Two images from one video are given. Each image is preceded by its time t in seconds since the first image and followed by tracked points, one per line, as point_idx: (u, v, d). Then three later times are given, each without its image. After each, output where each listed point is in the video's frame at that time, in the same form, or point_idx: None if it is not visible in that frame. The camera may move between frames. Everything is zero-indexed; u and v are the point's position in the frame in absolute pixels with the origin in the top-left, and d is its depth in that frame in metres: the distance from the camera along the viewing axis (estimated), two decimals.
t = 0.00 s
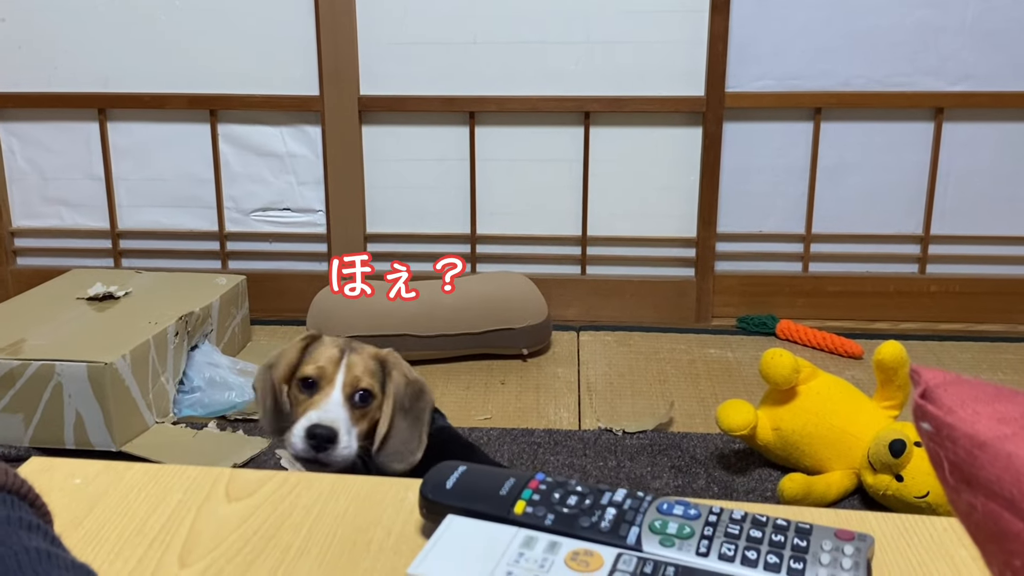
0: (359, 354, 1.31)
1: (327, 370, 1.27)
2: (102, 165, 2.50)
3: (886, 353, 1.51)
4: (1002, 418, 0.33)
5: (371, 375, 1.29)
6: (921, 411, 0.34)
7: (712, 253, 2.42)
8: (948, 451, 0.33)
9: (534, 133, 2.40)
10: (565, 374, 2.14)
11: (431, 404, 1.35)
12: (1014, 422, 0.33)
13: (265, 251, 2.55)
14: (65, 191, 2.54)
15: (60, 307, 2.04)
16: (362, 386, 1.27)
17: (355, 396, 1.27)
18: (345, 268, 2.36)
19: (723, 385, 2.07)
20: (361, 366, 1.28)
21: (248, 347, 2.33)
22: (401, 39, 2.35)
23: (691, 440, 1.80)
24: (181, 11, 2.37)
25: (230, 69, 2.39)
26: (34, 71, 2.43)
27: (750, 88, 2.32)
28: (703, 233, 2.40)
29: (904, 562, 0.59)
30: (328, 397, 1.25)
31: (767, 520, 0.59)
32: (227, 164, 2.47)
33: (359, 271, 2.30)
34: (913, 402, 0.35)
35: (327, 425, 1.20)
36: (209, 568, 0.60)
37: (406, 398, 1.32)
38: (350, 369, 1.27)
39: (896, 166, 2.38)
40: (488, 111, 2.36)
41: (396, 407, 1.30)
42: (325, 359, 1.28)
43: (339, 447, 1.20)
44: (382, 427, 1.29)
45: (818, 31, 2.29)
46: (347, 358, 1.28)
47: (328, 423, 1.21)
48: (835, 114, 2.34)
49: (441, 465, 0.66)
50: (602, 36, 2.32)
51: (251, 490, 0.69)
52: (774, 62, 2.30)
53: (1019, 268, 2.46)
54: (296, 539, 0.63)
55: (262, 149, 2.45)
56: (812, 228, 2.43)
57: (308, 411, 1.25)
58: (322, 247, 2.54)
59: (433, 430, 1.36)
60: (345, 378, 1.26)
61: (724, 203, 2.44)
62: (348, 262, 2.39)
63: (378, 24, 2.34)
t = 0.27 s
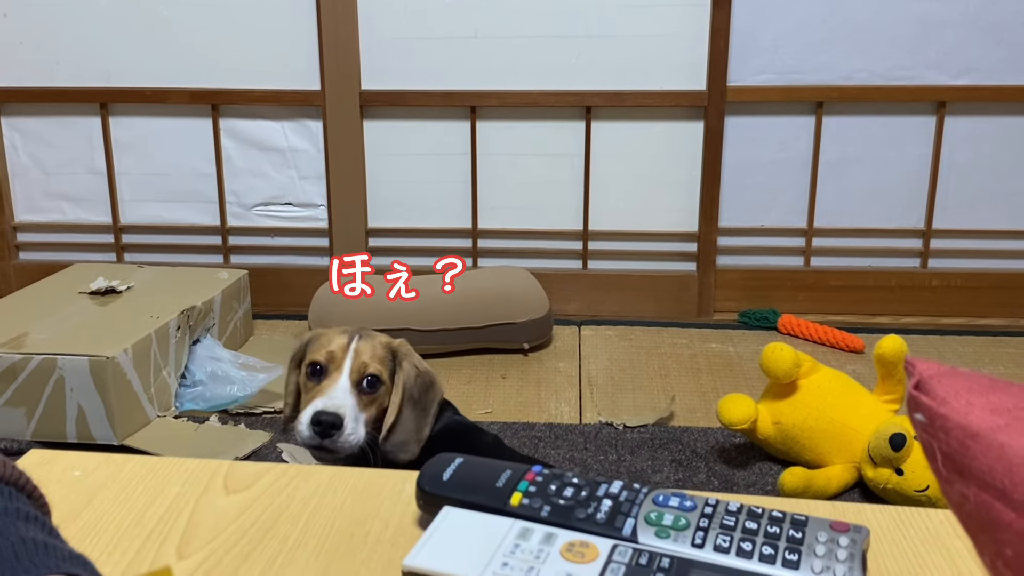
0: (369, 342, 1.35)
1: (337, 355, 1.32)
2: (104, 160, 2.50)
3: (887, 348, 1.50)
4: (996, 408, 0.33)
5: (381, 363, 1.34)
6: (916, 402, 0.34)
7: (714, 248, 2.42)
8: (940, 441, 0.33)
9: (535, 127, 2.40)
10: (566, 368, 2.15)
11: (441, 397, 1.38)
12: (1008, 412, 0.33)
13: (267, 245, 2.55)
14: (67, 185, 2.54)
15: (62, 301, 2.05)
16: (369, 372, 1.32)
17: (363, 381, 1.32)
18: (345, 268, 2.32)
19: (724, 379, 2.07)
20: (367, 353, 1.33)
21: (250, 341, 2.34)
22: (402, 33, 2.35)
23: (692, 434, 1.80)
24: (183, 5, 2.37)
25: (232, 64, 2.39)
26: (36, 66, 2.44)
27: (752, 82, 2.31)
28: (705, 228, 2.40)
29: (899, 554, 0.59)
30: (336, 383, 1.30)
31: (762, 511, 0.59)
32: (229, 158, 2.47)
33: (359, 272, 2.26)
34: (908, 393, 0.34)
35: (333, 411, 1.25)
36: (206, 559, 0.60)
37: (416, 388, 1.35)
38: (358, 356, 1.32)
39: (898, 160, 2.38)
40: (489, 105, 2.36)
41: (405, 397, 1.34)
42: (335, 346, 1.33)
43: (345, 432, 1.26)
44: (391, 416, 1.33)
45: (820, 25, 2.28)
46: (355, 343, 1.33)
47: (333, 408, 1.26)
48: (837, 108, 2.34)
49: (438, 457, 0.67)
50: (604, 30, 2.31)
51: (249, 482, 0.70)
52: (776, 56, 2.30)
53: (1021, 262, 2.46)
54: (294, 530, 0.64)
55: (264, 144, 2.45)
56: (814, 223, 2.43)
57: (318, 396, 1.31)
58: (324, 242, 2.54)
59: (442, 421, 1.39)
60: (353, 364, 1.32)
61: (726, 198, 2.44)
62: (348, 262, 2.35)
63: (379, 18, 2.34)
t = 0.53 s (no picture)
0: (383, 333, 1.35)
1: (352, 346, 1.31)
2: (108, 158, 2.51)
3: (890, 344, 1.50)
4: (1000, 406, 0.33)
5: (396, 354, 1.34)
6: (918, 399, 0.33)
7: (718, 245, 2.42)
8: (945, 439, 0.33)
9: (538, 124, 2.40)
10: (569, 365, 2.15)
11: (453, 388, 1.39)
12: (1010, 410, 0.33)
13: (271, 243, 2.55)
14: (72, 182, 2.54)
15: (66, 299, 2.05)
16: (384, 362, 1.32)
17: (378, 372, 1.32)
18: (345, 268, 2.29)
19: (727, 376, 2.07)
20: (383, 343, 1.33)
21: (254, 339, 2.34)
22: (406, 30, 2.35)
23: (696, 431, 1.80)
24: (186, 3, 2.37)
25: (236, 61, 2.40)
26: (40, 65, 2.44)
27: (756, 79, 2.31)
28: (708, 225, 2.40)
29: (903, 551, 0.59)
30: (351, 373, 1.29)
31: (766, 508, 0.59)
32: (233, 156, 2.48)
33: (358, 272, 2.25)
34: (911, 390, 0.34)
35: (350, 401, 1.25)
36: (213, 556, 0.60)
37: (429, 380, 1.37)
38: (374, 347, 1.31)
39: (902, 157, 2.38)
40: (492, 102, 2.35)
41: (419, 388, 1.35)
42: (349, 336, 1.32)
43: (362, 422, 1.25)
44: (405, 406, 1.34)
45: (824, 21, 2.28)
46: (371, 334, 1.32)
47: (351, 399, 1.25)
48: (841, 104, 2.34)
49: (442, 454, 0.67)
50: (608, 27, 2.31)
51: (254, 479, 0.70)
52: (780, 53, 2.30)
53: None
54: (299, 527, 0.64)
55: (267, 141, 2.45)
56: (818, 220, 2.43)
57: (333, 386, 1.30)
58: (327, 239, 2.54)
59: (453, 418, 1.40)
60: (368, 355, 1.31)
61: (729, 195, 2.43)
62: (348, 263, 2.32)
63: (383, 15, 2.34)
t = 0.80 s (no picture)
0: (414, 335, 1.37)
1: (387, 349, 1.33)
2: (111, 157, 2.51)
3: (892, 342, 1.50)
4: (1004, 406, 0.33)
5: (428, 356, 1.17)
6: (922, 399, 0.34)
7: (720, 244, 2.42)
8: (948, 438, 0.33)
9: (540, 123, 2.40)
10: (572, 364, 2.15)
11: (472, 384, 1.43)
12: (1014, 409, 0.33)
13: (274, 242, 2.56)
14: (75, 182, 2.55)
15: (69, 298, 2.05)
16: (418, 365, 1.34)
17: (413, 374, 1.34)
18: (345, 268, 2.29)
19: (730, 374, 2.07)
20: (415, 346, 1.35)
21: (256, 338, 2.34)
22: (407, 29, 2.35)
23: (698, 430, 1.80)
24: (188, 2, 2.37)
25: (238, 60, 2.40)
26: (43, 64, 2.44)
27: (758, 78, 2.31)
28: (710, 224, 2.40)
29: (905, 550, 0.59)
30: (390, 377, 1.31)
31: (770, 507, 0.59)
32: (235, 155, 2.48)
33: (358, 272, 2.24)
34: (914, 389, 0.34)
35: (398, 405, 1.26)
36: (217, 555, 0.60)
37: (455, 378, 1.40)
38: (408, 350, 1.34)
39: (905, 156, 2.38)
40: (494, 101, 2.35)
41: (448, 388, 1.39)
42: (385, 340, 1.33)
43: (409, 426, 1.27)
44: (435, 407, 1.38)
45: (826, 20, 2.28)
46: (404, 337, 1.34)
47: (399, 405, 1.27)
48: (843, 103, 2.34)
49: (445, 453, 0.67)
50: (610, 26, 2.31)
51: (258, 478, 0.70)
52: (782, 52, 2.29)
53: None
54: (303, 526, 0.64)
55: (270, 140, 2.45)
56: (820, 219, 2.43)
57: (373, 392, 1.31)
58: (330, 238, 2.55)
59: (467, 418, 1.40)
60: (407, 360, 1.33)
61: (732, 194, 2.43)
62: (348, 263, 2.31)
63: (384, 14, 2.34)
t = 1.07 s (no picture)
0: (437, 336, 1.39)
1: (420, 351, 1.34)
2: (112, 156, 2.51)
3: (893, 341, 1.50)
4: (1003, 405, 0.33)
5: (451, 357, 1.38)
6: (922, 397, 0.33)
7: (721, 242, 2.42)
8: (948, 436, 0.33)
9: (542, 122, 2.40)
10: (573, 363, 2.15)
11: (483, 386, 1.47)
12: (1014, 408, 0.33)
13: (275, 240, 2.56)
14: (75, 180, 2.55)
15: (70, 297, 2.05)
16: (448, 368, 1.37)
17: (444, 377, 1.37)
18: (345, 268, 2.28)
19: (731, 373, 2.07)
20: (445, 349, 1.38)
21: (257, 336, 2.34)
22: (408, 28, 2.35)
23: (699, 429, 1.80)
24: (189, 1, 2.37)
25: (239, 59, 2.40)
26: (44, 62, 2.44)
27: (759, 77, 2.31)
28: (711, 223, 2.40)
29: (906, 548, 0.59)
30: (425, 379, 1.32)
31: (770, 506, 0.59)
32: (236, 154, 2.48)
33: (358, 272, 2.24)
34: (914, 387, 0.34)
35: (437, 409, 1.29)
36: (217, 554, 0.60)
37: (471, 379, 1.43)
38: (440, 353, 1.36)
39: (906, 154, 2.37)
40: (495, 100, 2.35)
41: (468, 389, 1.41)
42: (414, 340, 1.35)
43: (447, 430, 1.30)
44: (457, 409, 1.40)
45: (827, 18, 2.28)
46: (436, 340, 1.36)
47: (436, 407, 1.29)
48: (844, 102, 2.33)
49: (446, 451, 0.67)
50: (611, 24, 2.31)
51: (258, 476, 0.70)
52: (783, 50, 2.29)
53: None
54: (303, 525, 0.64)
55: (271, 139, 2.45)
56: (822, 217, 2.42)
57: (406, 394, 1.32)
58: (331, 237, 2.54)
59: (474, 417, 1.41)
60: (435, 360, 1.35)
61: (733, 192, 2.43)
62: (348, 262, 2.31)
63: (385, 13, 2.34)
